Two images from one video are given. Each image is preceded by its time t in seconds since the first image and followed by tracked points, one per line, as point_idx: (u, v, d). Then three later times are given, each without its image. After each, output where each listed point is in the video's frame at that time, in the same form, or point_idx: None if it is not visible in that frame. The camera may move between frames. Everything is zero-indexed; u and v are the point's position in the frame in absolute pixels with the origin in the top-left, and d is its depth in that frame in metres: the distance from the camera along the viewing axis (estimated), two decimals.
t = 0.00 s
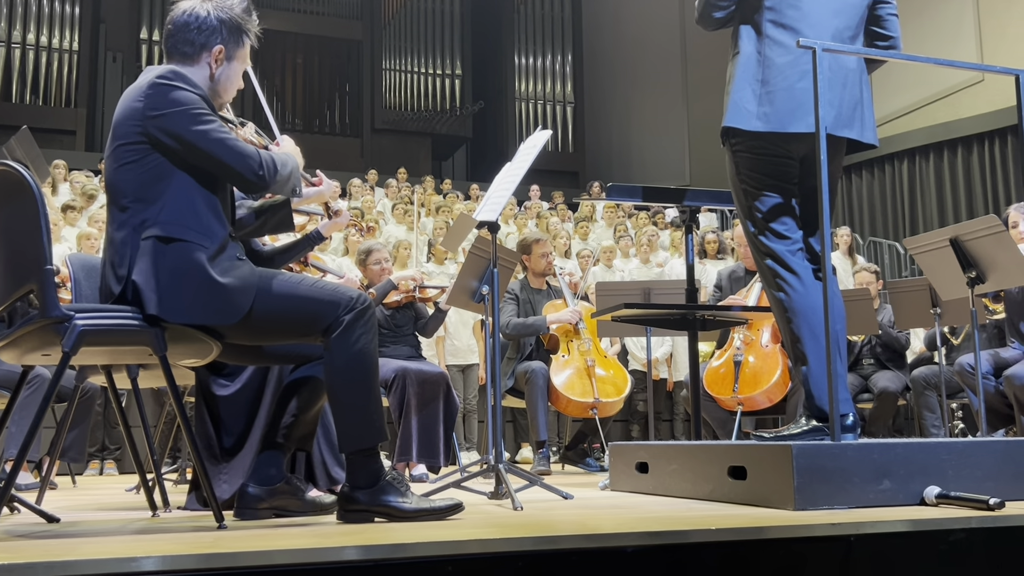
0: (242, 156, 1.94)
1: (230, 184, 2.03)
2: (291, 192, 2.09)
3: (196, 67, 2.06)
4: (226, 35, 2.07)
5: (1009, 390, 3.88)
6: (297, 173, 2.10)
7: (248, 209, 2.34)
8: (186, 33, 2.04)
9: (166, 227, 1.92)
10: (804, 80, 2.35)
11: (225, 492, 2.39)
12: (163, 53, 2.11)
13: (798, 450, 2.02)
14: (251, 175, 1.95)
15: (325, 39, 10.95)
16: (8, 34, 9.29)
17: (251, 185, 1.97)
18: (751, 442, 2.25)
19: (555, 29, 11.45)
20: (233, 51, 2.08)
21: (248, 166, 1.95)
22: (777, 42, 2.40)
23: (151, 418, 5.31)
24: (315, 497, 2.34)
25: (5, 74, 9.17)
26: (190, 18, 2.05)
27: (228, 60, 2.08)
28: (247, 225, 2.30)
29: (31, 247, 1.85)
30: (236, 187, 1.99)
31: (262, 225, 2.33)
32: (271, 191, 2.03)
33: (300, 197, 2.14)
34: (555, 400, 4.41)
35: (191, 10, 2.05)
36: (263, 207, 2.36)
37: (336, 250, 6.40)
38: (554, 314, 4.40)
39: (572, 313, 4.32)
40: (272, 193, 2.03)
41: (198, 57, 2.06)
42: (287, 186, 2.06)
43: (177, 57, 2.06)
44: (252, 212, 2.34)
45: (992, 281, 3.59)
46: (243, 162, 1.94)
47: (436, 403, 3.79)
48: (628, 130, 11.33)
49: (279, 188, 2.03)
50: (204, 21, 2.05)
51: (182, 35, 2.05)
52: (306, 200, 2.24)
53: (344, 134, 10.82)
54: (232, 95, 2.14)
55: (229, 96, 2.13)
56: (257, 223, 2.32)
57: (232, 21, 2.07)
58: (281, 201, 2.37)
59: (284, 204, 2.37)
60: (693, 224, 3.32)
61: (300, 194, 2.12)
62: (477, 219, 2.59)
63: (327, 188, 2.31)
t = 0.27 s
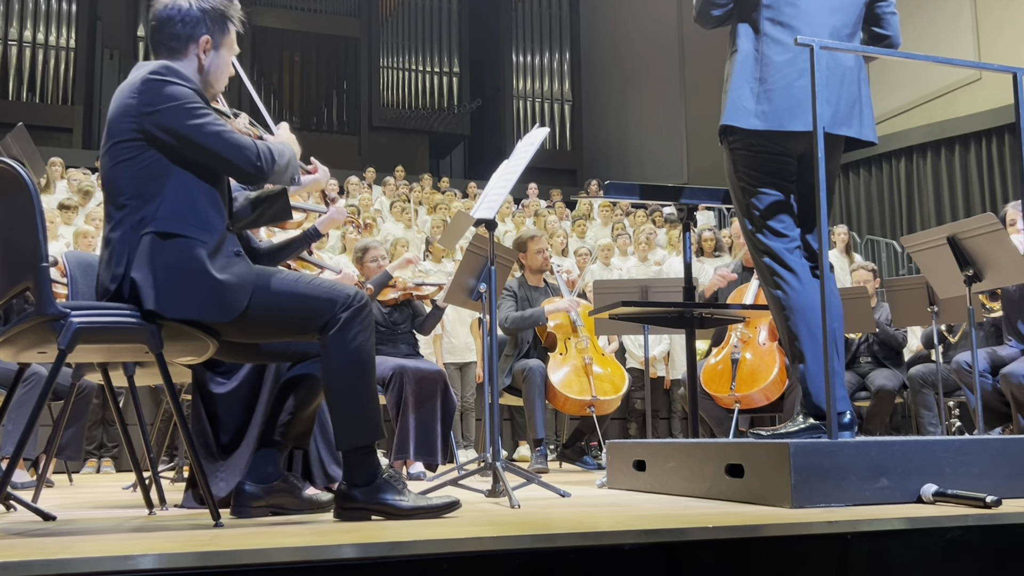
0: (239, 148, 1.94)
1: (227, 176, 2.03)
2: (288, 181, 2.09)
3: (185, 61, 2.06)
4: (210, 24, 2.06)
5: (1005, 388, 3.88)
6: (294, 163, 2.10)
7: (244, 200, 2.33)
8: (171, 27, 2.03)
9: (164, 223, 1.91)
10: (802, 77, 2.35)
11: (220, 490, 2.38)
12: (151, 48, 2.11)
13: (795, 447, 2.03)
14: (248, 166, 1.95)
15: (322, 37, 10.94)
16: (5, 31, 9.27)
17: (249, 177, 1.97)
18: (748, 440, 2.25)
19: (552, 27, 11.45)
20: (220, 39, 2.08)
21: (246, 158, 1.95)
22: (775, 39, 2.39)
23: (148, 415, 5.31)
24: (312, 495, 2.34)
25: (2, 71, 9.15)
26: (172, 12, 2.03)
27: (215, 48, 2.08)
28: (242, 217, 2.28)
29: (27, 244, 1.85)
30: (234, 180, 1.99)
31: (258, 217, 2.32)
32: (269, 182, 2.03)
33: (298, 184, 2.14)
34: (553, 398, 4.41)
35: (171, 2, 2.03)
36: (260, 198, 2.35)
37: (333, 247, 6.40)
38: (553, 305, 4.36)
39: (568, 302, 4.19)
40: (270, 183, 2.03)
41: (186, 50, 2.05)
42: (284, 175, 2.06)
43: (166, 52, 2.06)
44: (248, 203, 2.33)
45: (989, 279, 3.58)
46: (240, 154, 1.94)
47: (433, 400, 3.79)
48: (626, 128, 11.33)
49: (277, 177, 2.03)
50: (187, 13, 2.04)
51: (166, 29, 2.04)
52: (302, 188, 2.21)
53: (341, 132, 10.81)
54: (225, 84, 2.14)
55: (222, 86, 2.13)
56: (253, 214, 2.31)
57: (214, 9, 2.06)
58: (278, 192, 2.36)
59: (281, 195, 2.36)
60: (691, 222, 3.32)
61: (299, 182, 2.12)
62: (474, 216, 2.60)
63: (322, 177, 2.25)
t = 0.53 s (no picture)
0: (236, 143, 1.94)
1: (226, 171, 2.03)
2: (287, 172, 2.09)
3: (175, 57, 2.05)
4: (193, 15, 2.06)
5: (1004, 389, 3.88)
6: (292, 155, 2.09)
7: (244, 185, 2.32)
8: (155, 24, 2.03)
9: (164, 222, 1.91)
10: (801, 77, 2.35)
11: (219, 490, 2.38)
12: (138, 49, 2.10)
13: (793, 448, 2.02)
14: (247, 160, 1.95)
15: (321, 37, 10.94)
16: (4, 31, 9.27)
17: (248, 172, 1.97)
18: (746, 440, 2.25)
19: (552, 28, 11.45)
20: (204, 29, 2.08)
21: (244, 152, 1.94)
22: (774, 39, 2.39)
23: (145, 416, 5.30)
24: (310, 496, 2.34)
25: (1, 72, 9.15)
26: (154, 9, 2.02)
27: (202, 39, 2.08)
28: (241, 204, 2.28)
29: (24, 244, 1.84)
30: (233, 175, 1.98)
31: (257, 202, 2.31)
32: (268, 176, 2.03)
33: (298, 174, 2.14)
34: (552, 398, 4.41)
35: None
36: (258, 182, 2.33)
37: (332, 247, 6.40)
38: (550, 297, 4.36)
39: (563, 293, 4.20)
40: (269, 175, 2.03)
41: (173, 44, 2.05)
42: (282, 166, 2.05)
43: (153, 50, 2.05)
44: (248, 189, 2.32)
45: (987, 279, 3.57)
46: (238, 149, 1.94)
47: (431, 401, 3.79)
48: (624, 129, 11.33)
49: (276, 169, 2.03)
50: (168, 9, 2.03)
51: (150, 28, 2.03)
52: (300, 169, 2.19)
53: (340, 133, 10.81)
54: (216, 74, 2.14)
55: (214, 75, 2.13)
56: (253, 200, 2.30)
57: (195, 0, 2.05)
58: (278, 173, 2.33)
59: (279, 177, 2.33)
60: (690, 223, 3.31)
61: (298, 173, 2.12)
62: (474, 217, 2.59)
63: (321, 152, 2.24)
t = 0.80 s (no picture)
0: (235, 152, 1.94)
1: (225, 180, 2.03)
2: (286, 183, 2.09)
3: (181, 65, 2.06)
4: (206, 28, 2.06)
5: (1005, 393, 3.88)
6: (291, 166, 2.09)
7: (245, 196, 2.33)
8: (166, 31, 2.03)
9: (163, 229, 1.91)
10: (803, 82, 2.35)
11: (219, 496, 2.38)
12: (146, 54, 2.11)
13: (794, 454, 2.02)
14: (245, 170, 1.95)
15: (322, 41, 10.96)
16: (6, 36, 9.29)
17: (246, 181, 1.97)
18: (747, 446, 2.25)
19: (552, 32, 11.46)
20: (215, 44, 2.08)
21: (242, 162, 1.95)
22: (776, 43, 2.40)
23: (146, 420, 5.30)
24: (311, 501, 2.34)
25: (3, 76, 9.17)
26: (168, 16, 2.03)
27: (211, 53, 2.08)
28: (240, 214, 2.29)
29: (26, 249, 1.85)
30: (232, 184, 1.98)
31: (257, 214, 2.32)
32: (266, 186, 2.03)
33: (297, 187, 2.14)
34: (552, 403, 4.41)
35: (167, 7, 2.03)
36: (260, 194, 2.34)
37: (333, 251, 6.41)
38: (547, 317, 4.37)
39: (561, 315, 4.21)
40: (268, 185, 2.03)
41: (181, 54, 2.05)
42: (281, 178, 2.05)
43: (161, 57, 2.05)
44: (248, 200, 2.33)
45: (987, 284, 3.60)
46: (237, 158, 1.94)
47: (432, 406, 3.79)
48: (625, 133, 11.34)
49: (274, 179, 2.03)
50: (182, 18, 2.04)
51: (161, 35, 2.03)
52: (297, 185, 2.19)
53: (341, 137, 10.83)
54: (221, 88, 2.14)
55: (217, 89, 2.13)
56: (253, 211, 2.31)
57: (209, 14, 2.06)
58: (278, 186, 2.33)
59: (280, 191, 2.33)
60: (690, 227, 3.32)
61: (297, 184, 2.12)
62: (474, 222, 2.59)
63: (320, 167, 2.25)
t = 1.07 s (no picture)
0: (238, 167, 1.94)
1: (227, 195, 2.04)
2: (288, 204, 2.09)
3: (192, 81, 2.07)
4: (222, 49, 2.07)
5: (1008, 403, 3.87)
6: (294, 184, 2.10)
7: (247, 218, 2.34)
8: (182, 47, 2.05)
9: (164, 241, 1.92)
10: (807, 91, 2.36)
11: (221, 506, 2.38)
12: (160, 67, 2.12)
13: (797, 464, 2.02)
14: (247, 185, 1.95)
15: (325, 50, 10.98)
16: (10, 45, 9.32)
17: (248, 197, 1.97)
18: (749, 456, 2.25)
19: (555, 41, 11.46)
20: (229, 65, 2.09)
21: (245, 177, 1.95)
22: (780, 52, 2.40)
23: (148, 429, 5.30)
24: (313, 511, 2.34)
25: (6, 85, 9.19)
26: (186, 33, 2.05)
27: (223, 73, 2.09)
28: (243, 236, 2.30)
29: (30, 260, 1.85)
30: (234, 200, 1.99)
31: (258, 237, 2.33)
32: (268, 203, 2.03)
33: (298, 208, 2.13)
34: (554, 412, 4.40)
35: (186, 25, 2.06)
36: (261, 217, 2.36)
37: (335, 260, 6.41)
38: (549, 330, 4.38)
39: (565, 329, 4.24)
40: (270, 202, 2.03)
41: (194, 72, 2.06)
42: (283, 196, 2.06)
43: (172, 71, 2.07)
44: (250, 222, 2.35)
45: (991, 294, 3.60)
46: (239, 173, 1.94)
47: (435, 415, 3.78)
48: (627, 141, 11.35)
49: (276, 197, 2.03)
50: (199, 35, 2.05)
51: (176, 49, 2.05)
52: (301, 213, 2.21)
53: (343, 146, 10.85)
54: (228, 110, 2.15)
55: (225, 110, 2.14)
56: (254, 234, 2.32)
57: (227, 35, 2.07)
58: (280, 212, 2.37)
59: (283, 215, 2.37)
60: (693, 236, 3.32)
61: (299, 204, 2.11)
62: (476, 233, 2.58)
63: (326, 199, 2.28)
